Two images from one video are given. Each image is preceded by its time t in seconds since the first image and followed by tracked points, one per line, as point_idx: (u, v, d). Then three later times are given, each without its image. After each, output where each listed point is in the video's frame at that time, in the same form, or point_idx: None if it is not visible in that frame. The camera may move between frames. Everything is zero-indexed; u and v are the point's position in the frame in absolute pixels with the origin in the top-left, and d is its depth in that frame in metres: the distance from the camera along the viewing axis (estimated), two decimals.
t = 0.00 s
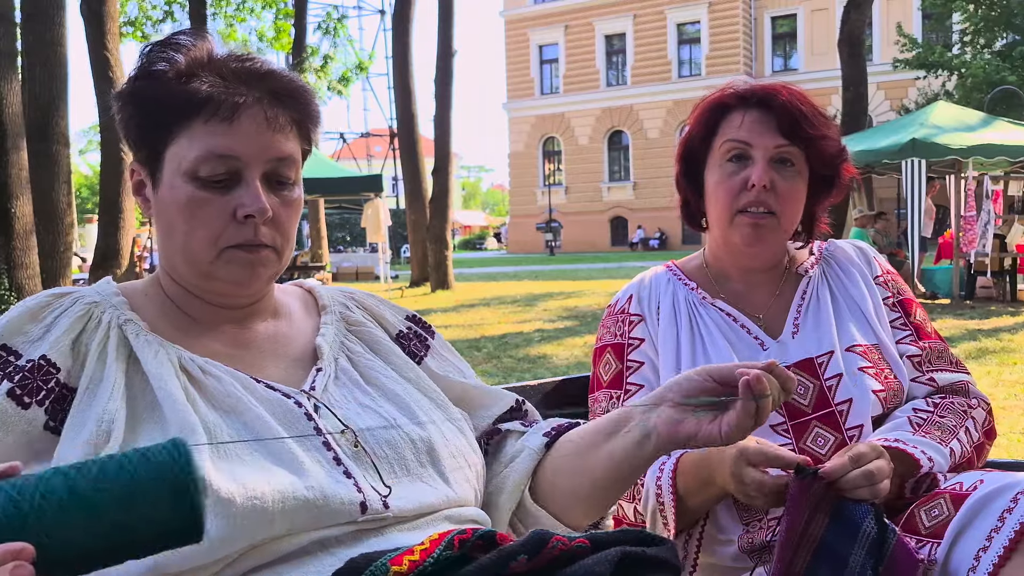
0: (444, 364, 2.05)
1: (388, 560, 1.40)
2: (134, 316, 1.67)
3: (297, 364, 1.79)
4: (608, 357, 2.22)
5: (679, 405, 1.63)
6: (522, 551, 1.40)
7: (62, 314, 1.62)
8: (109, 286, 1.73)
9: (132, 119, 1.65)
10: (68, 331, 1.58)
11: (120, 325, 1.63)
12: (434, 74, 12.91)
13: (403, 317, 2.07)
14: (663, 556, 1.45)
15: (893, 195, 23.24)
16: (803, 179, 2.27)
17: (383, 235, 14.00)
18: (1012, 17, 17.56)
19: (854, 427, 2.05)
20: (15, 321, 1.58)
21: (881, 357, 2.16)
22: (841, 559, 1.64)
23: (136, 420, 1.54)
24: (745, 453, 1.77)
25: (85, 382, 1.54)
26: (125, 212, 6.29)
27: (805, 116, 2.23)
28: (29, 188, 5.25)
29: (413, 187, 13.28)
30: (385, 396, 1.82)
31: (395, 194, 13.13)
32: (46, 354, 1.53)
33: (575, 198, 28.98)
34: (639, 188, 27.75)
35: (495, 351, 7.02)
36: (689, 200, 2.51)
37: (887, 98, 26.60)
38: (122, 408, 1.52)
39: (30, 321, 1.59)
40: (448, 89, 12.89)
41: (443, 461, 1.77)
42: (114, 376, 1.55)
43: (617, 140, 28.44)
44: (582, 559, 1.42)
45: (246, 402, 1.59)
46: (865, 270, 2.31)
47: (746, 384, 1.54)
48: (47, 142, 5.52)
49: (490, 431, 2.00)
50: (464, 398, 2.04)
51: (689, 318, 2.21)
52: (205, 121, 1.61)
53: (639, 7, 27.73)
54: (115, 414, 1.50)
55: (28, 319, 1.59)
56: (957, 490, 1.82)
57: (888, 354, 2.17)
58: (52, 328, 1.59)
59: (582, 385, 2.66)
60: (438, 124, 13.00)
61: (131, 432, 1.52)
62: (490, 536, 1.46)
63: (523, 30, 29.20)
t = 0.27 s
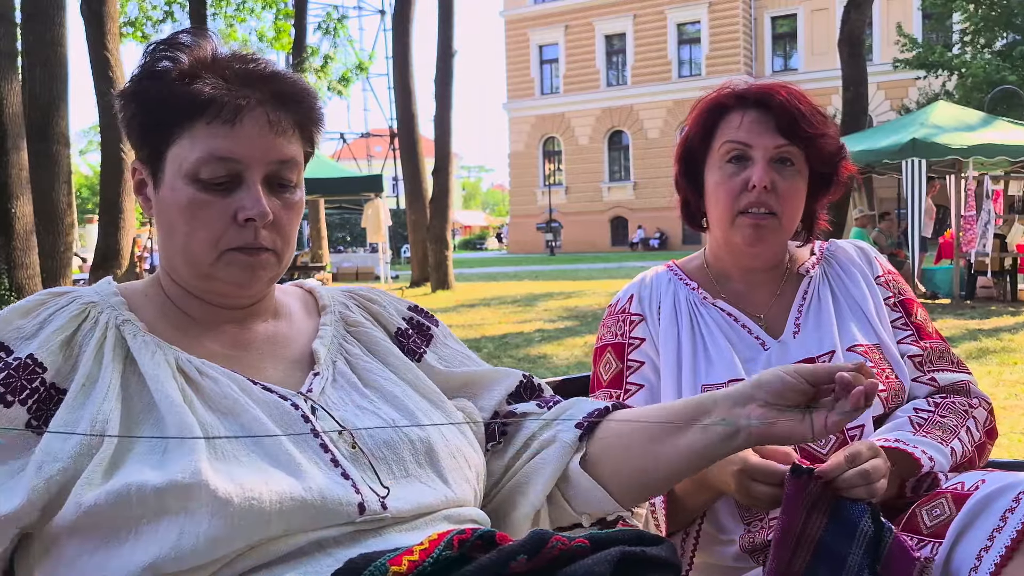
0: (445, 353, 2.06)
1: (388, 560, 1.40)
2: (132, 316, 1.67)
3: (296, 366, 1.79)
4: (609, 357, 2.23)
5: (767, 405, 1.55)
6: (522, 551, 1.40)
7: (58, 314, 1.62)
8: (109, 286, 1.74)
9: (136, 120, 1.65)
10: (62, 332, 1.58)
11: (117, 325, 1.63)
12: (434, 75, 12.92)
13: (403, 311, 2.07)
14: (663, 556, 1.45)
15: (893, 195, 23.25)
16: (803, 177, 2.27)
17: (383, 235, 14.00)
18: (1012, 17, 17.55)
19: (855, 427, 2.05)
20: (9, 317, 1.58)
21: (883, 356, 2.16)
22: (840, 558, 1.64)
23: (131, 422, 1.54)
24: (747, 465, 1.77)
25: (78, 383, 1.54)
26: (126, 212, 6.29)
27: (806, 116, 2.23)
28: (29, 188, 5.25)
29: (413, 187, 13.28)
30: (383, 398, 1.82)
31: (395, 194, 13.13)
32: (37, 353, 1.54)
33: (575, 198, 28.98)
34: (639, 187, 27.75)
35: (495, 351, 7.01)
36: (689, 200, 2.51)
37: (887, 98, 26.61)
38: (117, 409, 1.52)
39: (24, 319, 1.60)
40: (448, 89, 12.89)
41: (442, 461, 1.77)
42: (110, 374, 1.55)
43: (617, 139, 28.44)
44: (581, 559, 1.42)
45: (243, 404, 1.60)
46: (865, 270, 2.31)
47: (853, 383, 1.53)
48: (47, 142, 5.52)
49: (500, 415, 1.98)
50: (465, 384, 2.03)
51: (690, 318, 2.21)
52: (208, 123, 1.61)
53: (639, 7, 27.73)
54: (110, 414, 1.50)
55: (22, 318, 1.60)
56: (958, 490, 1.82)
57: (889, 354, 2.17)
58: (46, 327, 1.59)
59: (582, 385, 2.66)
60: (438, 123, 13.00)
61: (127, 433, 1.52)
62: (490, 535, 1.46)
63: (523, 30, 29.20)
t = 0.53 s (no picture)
0: (444, 347, 2.08)
1: (390, 560, 1.40)
2: (132, 316, 1.67)
3: (296, 366, 1.79)
4: (609, 356, 2.23)
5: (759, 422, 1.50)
6: (523, 550, 1.40)
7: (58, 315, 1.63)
8: (109, 286, 1.74)
9: (135, 120, 1.65)
10: (64, 333, 1.59)
11: (118, 326, 1.64)
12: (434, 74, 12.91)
13: (402, 305, 2.08)
14: (664, 556, 1.45)
15: (893, 195, 23.25)
16: (803, 177, 2.27)
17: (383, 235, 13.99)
18: (1012, 16, 17.54)
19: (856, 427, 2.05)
20: (9, 318, 1.59)
21: (883, 356, 2.16)
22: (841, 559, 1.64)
23: (132, 423, 1.54)
24: (748, 467, 1.77)
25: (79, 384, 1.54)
26: (126, 212, 6.29)
27: (805, 115, 2.22)
28: (29, 188, 5.25)
29: (413, 187, 13.28)
30: (384, 399, 1.81)
31: (395, 194, 13.13)
32: (40, 353, 1.54)
33: (575, 198, 28.98)
34: (639, 188, 27.75)
35: (495, 351, 7.01)
36: (689, 200, 2.52)
37: (888, 98, 26.62)
38: (117, 410, 1.52)
39: (24, 318, 1.61)
40: (448, 89, 12.89)
41: (444, 461, 1.77)
42: (110, 375, 1.55)
43: (617, 140, 28.44)
44: (584, 558, 1.41)
45: (243, 405, 1.59)
46: (866, 270, 2.31)
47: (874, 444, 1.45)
48: (48, 143, 5.52)
49: (501, 407, 1.98)
50: (465, 373, 2.03)
51: (691, 318, 2.21)
52: (205, 123, 1.61)
53: (639, 7, 27.74)
54: (111, 416, 1.50)
55: (22, 317, 1.60)
56: (961, 490, 1.82)
57: (890, 354, 2.18)
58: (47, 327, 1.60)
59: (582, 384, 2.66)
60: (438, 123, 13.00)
61: (128, 435, 1.52)
62: (492, 534, 1.45)
63: (523, 30, 29.20)
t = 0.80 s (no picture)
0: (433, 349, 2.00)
1: (391, 559, 1.40)
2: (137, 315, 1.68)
3: (294, 365, 1.78)
4: (610, 355, 2.23)
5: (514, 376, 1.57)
6: (524, 548, 1.39)
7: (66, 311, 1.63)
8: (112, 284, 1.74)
9: (136, 120, 1.66)
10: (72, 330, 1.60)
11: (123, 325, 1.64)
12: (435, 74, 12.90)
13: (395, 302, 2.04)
14: (664, 554, 1.45)
15: (894, 195, 23.25)
16: (804, 178, 2.27)
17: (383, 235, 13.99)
18: (1012, 16, 17.52)
19: (857, 425, 2.05)
20: (20, 315, 1.61)
21: (884, 355, 2.16)
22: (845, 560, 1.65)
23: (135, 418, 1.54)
24: (749, 469, 1.77)
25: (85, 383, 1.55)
26: (126, 212, 6.29)
27: (804, 115, 2.23)
28: (30, 188, 5.25)
29: (413, 187, 13.28)
30: (384, 395, 1.79)
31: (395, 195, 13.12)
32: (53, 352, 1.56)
33: (575, 198, 28.98)
34: (639, 188, 27.75)
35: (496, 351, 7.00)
36: (690, 200, 2.52)
37: (888, 98, 26.62)
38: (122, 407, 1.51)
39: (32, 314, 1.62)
40: (449, 88, 12.89)
41: (444, 458, 1.76)
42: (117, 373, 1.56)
43: (617, 140, 28.44)
44: (585, 557, 1.42)
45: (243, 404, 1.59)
46: (867, 269, 2.31)
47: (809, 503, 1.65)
48: (48, 143, 5.52)
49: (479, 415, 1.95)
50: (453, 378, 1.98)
51: (691, 317, 2.21)
52: (200, 119, 1.62)
53: (639, 7, 27.74)
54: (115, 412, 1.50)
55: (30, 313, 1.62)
56: (962, 489, 1.81)
57: (892, 353, 2.17)
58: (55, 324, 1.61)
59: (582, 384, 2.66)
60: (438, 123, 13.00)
61: (130, 430, 1.52)
62: (493, 533, 1.45)
63: (523, 30, 29.19)
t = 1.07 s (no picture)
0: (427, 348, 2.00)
1: (387, 559, 1.39)
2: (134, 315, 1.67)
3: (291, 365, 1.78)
4: (610, 355, 2.23)
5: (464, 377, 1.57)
6: (521, 548, 1.40)
7: (62, 312, 1.63)
8: (107, 285, 1.74)
9: (132, 120, 1.66)
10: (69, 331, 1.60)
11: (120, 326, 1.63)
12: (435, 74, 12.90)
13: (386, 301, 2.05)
14: (662, 554, 1.45)
15: (894, 195, 23.26)
16: (807, 180, 2.27)
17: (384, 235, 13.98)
18: (1012, 16, 17.50)
19: (857, 425, 2.05)
20: (17, 316, 1.61)
21: (884, 355, 2.16)
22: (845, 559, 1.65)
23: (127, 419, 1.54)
24: (750, 469, 1.77)
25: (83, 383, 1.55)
26: (126, 211, 6.28)
27: (802, 116, 2.22)
28: (30, 188, 5.25)
29: (413, 187, 13.27)
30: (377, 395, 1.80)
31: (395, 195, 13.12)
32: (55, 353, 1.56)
33: (576, 198, 28.97)
34: (639, 187, 27.75)
35: (496, 351, 7.00)
36: (690, 201, 2.52)
37: (888, 98, 26.63)
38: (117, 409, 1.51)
39: (29, 315, 1.62)
40: (448, 88, 12.88)
41: (438, 458, 1.76)
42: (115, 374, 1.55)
43: (617, 139, 28.44)
44: (582, 556, 1.42)
45: (235, 404, 1.58)
46: (867, 268, 2.31)
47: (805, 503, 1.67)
48: (48, 143, 5.53)
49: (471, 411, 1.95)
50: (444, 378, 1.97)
51: (691, 317, 2.21)
52: (194, 117, 1.62)
53: (639, 7, 27.73)
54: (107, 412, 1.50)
55: (27, 314, 1.62)
56: (962, 488, 1.81)
57: (891, 352, 2.18)
58: (53, 325, 1.61)
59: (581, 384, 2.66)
60: (438, 123, 13.00)
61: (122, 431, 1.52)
62: (490, 533, 1.46)
63: (523, 30, 29.18)
